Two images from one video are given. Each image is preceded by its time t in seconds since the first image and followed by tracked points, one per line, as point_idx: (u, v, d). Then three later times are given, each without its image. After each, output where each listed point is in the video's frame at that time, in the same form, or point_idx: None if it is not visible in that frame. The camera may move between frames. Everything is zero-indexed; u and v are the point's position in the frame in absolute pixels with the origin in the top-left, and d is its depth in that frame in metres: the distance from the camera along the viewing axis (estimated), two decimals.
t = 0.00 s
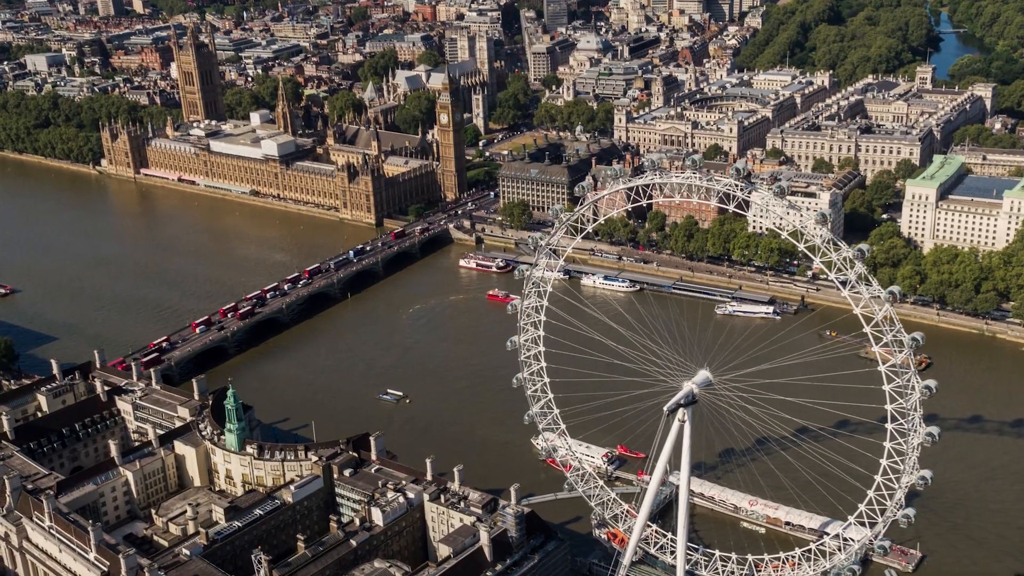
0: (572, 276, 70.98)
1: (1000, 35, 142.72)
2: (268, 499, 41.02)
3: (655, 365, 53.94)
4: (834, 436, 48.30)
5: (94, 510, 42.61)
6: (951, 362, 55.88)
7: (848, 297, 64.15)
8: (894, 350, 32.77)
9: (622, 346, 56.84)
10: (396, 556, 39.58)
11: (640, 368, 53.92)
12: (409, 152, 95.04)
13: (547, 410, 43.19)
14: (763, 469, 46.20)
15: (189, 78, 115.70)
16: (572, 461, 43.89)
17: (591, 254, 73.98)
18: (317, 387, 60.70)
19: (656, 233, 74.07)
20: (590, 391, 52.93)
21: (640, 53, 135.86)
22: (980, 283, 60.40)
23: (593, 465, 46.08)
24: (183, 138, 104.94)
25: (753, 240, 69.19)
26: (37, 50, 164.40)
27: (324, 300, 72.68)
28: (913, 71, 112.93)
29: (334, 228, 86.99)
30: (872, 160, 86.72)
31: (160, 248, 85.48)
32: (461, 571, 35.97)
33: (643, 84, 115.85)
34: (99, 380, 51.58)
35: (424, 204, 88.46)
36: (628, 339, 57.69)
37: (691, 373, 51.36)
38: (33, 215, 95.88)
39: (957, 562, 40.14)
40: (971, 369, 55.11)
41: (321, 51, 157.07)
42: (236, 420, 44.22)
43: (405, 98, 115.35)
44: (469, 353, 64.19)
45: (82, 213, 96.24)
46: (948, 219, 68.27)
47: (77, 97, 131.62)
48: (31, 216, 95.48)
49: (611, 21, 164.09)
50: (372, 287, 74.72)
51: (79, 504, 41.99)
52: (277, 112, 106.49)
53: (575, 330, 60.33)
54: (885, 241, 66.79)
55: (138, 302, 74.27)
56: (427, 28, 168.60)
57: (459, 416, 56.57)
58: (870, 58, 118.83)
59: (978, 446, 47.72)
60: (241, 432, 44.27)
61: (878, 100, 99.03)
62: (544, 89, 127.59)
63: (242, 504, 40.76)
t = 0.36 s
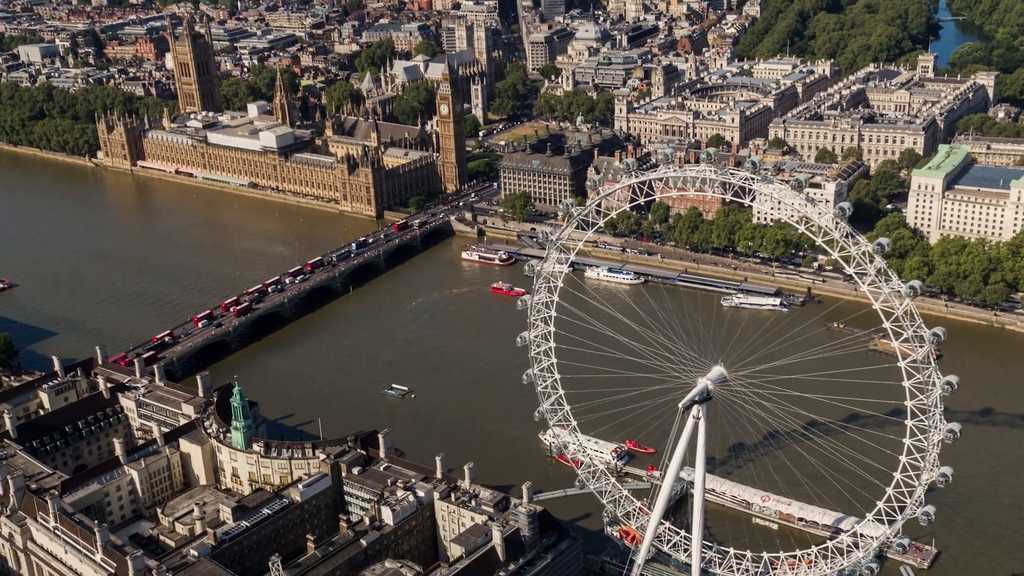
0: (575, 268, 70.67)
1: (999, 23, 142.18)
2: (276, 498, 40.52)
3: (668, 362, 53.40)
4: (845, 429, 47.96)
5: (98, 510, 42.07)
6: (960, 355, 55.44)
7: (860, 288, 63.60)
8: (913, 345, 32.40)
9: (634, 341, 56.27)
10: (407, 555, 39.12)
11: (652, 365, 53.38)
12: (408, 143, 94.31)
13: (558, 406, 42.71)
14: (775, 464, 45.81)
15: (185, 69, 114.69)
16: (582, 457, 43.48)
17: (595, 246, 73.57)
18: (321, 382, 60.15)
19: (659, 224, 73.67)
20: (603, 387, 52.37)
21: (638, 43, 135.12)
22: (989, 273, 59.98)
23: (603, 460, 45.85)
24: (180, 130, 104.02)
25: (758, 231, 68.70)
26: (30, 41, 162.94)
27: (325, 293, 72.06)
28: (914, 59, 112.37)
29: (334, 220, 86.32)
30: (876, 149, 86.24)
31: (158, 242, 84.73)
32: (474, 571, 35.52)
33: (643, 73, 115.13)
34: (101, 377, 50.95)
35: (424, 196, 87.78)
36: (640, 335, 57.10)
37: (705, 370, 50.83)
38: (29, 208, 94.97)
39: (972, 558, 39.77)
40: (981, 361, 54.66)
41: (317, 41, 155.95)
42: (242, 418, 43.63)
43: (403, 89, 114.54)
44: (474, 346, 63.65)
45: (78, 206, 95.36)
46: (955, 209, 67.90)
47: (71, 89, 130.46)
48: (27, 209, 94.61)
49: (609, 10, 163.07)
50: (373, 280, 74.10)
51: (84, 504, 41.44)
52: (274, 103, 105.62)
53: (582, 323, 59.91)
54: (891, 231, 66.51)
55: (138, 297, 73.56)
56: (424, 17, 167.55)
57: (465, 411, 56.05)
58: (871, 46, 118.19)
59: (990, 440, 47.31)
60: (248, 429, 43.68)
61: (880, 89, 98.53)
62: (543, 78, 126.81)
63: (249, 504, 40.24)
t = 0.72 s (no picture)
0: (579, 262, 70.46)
1: (999, 13, 141.55)
2: (284, 500, 39.93)
3: (682, 360, 52.76)
4: (856, 426, 47.60)
5: (103, 512, 41.49)
6: (969, 349, 54.98)
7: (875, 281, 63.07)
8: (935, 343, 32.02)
9: (647, 339, 55.61)
10: (417, 557, 38.63)
11: (666, 364, 52.74)
12: (408, 137, 93.56)
13: (569, 405, 42.22)
14: (787, 462, 45.42)
15: (182, 62, 113.78)
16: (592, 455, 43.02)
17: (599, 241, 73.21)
18: (325, 379, 59.57)
19: (663, 218, 73.14)
20: (615, 387, 51.75)
21: (637, 34, 134.38)
22: (997, 266, 59.49)
23: (613, 459, 45.48)
24: (177, 124, 103.16)
25: (764, 224, 68.16)
26: (24, 34, 161.56)
27: (327, 290, 71.41)
28: (916, 50, 111.76)
29: (334, 215, 85.64)
30: (879, 141, 85.75)
31: (157, 237, 83.98)
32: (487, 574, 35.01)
33: (643, 65, 114.42)
34: (103, 377, 50.32)
35: (425, 189, 87.08)
36: (653, 332, 56.43)
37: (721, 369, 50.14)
38: (26, 203, 94.14)
39: (989, 556, 39.34)
40: (990, 355, 54.24)
41: (313, 33, 154.93)
42: (248, 418, 43.08)
43: (402, 81, 113.71)
44: (478, 342, 63.08)
45: (75, 201, 94.54)
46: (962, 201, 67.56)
47: (66, 82, 129.30)
48: (23, 205, 93.61)
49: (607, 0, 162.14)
50: (376, 276, 73.47)
51: (88, 507, 40.85)
52: (272, 96, 104.76)
53: (590, 318, 59.46)
54: (898, 225, 66.17)
55: (138, 293, 72.87)
56: (420, 8, 166.45)
57: (471, 408, 55.47)
58: (871, 37, 117.55)
59: (1003, 435, 46.88)
60: (254, 430, 43.14)
61: (882, 80, 98.04)
62: (541, 70, 125.99)
63: (257, 505, 39.61)
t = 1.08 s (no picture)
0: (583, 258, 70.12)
1: (1000, 4, 141.01)
2: (293, 505, 39.36)
3: (695, 360, 52.16)
4: (868, 425, 47.19)
5: (108, 518, 40.93)
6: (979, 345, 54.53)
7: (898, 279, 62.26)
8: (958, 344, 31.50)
9: (659, 339, 55.03)
10: (428, 562, 38.12)
11: (679, 365, 52.16)
12: (408, 132, 92.85)
13: (580, 407, 41.69)
14: (799, 462, 44.97)
15: (179, 57, 112.90)
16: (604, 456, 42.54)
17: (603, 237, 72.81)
18: (329, 378, 58.98)
19: (668, 214, 72.60)
20: (627, 388, 51.24)
21: (636, 27, 133.70)
22: (1006, 261, 59.05)
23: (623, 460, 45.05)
24: (175, 120, 102.31)
25: (770, 220, 67.66)
26: (18, 29, 160.31)
27: (329, 288, 70.77)
28: (918, 42, 111.16)
29: (335, 211, 84.97)
30: (884, 135, 85.23)
31: (157, 235, 83.24)
32: None
33: (644, 58, 113.76)
34: (107, 379, 49.68)
35: (426, 185, 86.42)
36: (665, 332, 55.84)
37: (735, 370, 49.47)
38: (23, 201, 93.29)
39: (1007, 557, 38.85)
40: (1001, 352, 53.70)
41: (310, 27, 153.94)
42: (255, 421, 42.50)
43: (401, 76, 112.95)
44: (482, 339, 62.51)
45: (73, 198, 93.71)
46: (969, 195, 67.28)
47: (62, 78, 128.30)
48: (20, 202, 92.80)
49: None
50: (378, 273, 72.80)
51: (93, 512, 40.28)
52: (271, 91, 103.93)
53: (598, 317, 59.03)
54: (906, 220, 65.84)
55: (138, 292, 72.17)
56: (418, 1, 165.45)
57: (477, 407, 54.90)
58: (873, 29, 116.93)
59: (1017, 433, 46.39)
60: (261, 433, 42.57)
61: (885, 73, 97.54)
62: (541, 64, 125.22)
63: (265, 510, 39.06)
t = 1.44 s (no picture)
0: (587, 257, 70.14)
1: None
2: (301, 511, 38.77)
3: (708, 362, 51.48)
4: (879, 426, 46.73)
5: (113, 525, 40.37)
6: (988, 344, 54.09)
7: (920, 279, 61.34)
8: (981, 346, 30.95)
9: (672, 341, 54.38)
10: (439, 569, 37.59)
11: (692, 367, 51.50)
12: (408, 129, 92.13)
13: (591, 410, 41.13)
14: (811, 465, 44.49)
15: (176, 54, 112.04)
16: (615, 459, 42.06)
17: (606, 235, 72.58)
18: (332, 379, 58.32)
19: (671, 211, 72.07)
20: (639, 391, 50.67)
21: (635, 22, 133.08)
22: (1015, 258, 58.58)
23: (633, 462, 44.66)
24: (173, 117, 101.49)
25: (775, 217, 67.17)
26: (12, 26, 159.07)
27: (331, 288, 70.10)
28: (919, 36, 110.66)
29: (335, 210, 84.29)
30: (887, 130, 84.73)
31: (156, 234, 82.49)
32: None
33: (643, 54, 113.11)
34: (109, 383, 49.04)
35: (427, 183, 85.76)
36: (678, 334, 55.15)
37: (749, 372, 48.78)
38: (20, 200, 92.48)
39: None
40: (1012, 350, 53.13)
41: (306, 23, 152.99)
42: (261, 426, 41.90)
43: (399, 73, 112.18)
44: (486, 339, 61.91)
45: (70, 198, 92.94)
46: (975, 191, 66.93)
47: (57, 75, 127.23)
48: (17, 202, 92.01)
49: None
50: (379, 273, 72.14)
51: (97, 520, 39.68)
52: (268, 89, 103.13)
53: (605, 317, 58.61)
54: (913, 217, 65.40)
55: (138, 292, 71.45)
56: None
57: (483, 408, 54.32)
58: (873, 23, 116.36)
59: None
60: (267, 438, 41.96)
61: (887, 68, 97.11)
62: (540, 59, 124.48)
63: (273, 516, 38.46)
